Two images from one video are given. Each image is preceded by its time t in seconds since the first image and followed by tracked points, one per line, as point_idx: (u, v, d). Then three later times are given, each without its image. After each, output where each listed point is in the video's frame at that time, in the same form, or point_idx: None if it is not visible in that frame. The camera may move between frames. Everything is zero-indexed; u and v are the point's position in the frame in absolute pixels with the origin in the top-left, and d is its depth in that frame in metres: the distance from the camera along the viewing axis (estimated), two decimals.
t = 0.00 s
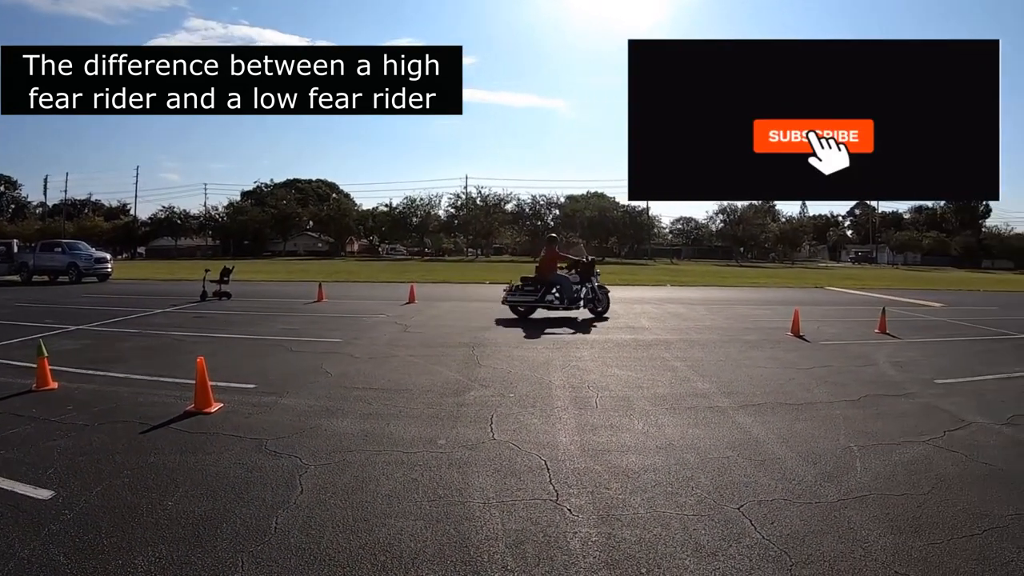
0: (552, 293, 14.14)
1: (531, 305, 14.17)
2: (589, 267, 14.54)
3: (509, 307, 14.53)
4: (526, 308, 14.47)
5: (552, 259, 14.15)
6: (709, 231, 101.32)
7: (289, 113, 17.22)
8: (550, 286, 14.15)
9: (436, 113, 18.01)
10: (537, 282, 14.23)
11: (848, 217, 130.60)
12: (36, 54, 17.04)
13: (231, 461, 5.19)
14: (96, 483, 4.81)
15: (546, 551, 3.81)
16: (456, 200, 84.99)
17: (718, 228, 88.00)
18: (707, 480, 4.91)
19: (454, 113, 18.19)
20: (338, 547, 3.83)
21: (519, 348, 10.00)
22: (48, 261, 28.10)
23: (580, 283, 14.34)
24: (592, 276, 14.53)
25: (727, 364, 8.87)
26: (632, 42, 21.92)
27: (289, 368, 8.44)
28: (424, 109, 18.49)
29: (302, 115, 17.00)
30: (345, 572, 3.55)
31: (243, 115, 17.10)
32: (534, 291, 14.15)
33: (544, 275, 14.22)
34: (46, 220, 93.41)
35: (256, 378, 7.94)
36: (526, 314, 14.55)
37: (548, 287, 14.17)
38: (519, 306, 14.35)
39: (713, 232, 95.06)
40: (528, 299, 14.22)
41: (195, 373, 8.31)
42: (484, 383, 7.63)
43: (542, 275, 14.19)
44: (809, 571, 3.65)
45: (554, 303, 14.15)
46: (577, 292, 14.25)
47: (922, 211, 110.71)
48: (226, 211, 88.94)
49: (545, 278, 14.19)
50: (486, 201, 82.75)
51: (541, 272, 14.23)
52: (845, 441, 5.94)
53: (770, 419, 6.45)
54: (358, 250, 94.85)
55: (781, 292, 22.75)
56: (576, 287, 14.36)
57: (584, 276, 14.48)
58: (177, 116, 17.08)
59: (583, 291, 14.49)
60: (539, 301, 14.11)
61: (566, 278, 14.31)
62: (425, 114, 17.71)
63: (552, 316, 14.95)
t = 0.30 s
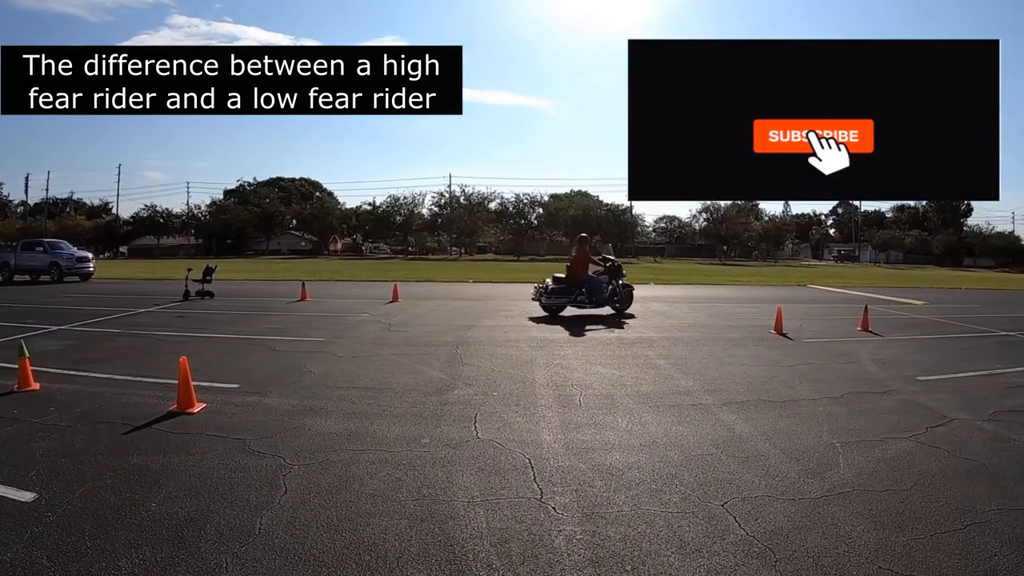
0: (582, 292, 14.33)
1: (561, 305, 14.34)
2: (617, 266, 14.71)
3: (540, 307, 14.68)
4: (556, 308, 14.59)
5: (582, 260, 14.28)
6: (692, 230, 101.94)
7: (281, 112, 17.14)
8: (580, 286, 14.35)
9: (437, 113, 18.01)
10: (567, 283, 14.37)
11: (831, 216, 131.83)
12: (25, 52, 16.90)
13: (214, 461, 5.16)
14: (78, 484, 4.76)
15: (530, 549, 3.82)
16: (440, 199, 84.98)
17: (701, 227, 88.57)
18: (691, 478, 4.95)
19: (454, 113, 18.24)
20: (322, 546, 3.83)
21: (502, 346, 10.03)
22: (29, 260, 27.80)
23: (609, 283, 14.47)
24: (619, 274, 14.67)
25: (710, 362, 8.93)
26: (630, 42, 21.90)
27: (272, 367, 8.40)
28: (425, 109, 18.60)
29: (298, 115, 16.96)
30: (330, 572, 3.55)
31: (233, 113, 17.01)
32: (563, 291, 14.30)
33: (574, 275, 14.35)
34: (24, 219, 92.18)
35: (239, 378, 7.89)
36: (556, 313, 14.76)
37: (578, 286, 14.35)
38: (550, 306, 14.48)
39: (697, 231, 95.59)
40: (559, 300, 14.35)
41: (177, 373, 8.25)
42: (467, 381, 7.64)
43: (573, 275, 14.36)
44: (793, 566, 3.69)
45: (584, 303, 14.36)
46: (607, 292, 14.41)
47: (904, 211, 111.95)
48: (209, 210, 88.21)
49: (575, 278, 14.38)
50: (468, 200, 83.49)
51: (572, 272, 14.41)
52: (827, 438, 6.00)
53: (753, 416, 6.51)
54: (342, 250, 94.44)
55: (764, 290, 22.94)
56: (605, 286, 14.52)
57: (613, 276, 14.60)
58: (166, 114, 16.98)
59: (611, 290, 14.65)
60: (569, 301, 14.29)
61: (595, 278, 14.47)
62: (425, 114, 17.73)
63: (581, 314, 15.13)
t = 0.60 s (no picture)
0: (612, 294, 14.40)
1: (591, 306, 14.49)
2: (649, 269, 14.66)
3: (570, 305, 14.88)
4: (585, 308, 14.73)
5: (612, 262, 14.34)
6: (682, 231, 102.31)
7: (279, 111, 17.07)
8: (610, 288, 14.45)
9: (437, 113, 17.97)
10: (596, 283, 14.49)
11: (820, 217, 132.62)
12: (20, 50, 16.77)
13: (205, 461, 5.15)
14: (68, 485, 4.74)
15: (521, 548, 3.84)
16: (430, 199, 84.94)
17: (691, 228, 88.92)
18: (681, 477, 4.97)
19: (454, 113, 18.22)
20: (313, 546, 3.83)
21: (492, 346, 10.03)
22: (17, 260, 27.59)
23: (641, 286, 14.47)
24: (652, 278, 14.63)
25: (700, 361, 8.97)
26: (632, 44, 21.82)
27: (262, 367, 8.37)
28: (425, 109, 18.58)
29: (297, 115, 16.89)
30: (321, 572, 3.55)
31: (230, 113, 16.94)
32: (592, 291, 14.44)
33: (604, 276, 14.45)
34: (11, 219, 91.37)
35: (229, 378, 7.87)
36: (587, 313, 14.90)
37: (608, 288, 14.48)
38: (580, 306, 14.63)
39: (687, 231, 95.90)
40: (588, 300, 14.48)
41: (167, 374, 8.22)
42: (457, 381, 7.65)
43: (604, 276, 14.47)
44: (784, 564, 3.72)
45: (614, 305, 14.47)
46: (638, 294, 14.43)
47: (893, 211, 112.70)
48: (198, 210, 87.73)
49: (607, 280, 14.50)
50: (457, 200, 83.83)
51: (604, 273, 14.54)
52: (816, 437, 6.04)
53: (742, 416, 6.54)
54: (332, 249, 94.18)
55: (753, 291, 23.07)
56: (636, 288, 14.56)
57: (645, 279, 14.57)
58: (164, 114, 16.89)
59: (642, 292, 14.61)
60: (599, 302, 14.42)
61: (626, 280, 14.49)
62: (425, 114, 17.70)
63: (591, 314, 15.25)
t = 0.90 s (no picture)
0: (645, 297, 14.38)
1: (624, 308, 14.59)
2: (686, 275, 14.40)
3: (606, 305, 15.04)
4: (620, 309, 14.82)
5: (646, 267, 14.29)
6: (667, 232, 102.79)
7: (278, 112, 16.99)
8: (644, 291, 14.42)
9: (437, 113, 17.94)
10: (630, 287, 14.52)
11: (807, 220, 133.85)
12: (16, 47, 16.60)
13: (189, 458, 5.14)
14: (51, 482, 4.71)
15: (504, 546, 3.87)
16: (418, 198, 84.82)
17: (677, 229, 89.37)
18: (664, 476, 5.02)
19: (454, 113, 18.20)
20: (297, 543, 3.84)
21: (477, 346, 10.06)
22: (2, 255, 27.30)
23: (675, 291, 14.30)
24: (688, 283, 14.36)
25: (684, 362, 9.04)
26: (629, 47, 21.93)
27: (248, 365, 8.35)
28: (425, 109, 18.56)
29: (297, 115, 16.81)
30: (306, 569, 3.56)
31: (229, 113, 16.86)
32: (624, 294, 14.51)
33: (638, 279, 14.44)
34: None
35: (214, 375, 7.85)
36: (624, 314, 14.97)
37: (642, 292, 14.44)
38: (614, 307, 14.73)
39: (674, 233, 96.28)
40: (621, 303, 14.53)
41: (151, 371, 8.18)
42: (443, 380, 7.67)
43: (639, 280, 14.46)
44: (765, 563, 3.77)
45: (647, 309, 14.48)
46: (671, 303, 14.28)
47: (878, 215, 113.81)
48: (185, 206, 87.02)
49: (641, 283, 14.46)
50: (444, 200, 83.95)
51: (638, 276, 14.49)
52: (799, 438, 6.12)
53: (725, 417, 6.61)
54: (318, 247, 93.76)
55: (739, 293, 23.23)
56: (671, 295, 14.41)
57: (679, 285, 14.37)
58: (163, 114, 16.81)
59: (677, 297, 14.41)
60: (632, 305, 14.48)
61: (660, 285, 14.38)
62: (425, 114, 17.67)
63: (576, 314, 15.31)
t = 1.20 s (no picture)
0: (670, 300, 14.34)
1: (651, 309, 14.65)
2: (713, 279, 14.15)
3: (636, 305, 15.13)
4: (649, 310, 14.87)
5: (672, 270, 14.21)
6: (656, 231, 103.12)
7: (279, 112, 16.92)
8: (671, 294, 14.37)
9: (437, 113, 17.89)
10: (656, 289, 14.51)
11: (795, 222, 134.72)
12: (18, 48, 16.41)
13: (177, 452, 5.13)
14: (38, 474, 4.69)
15: (491, 541, 3.89)
16: (408, 194, 84.65)
17: (667, 229, 89.68)
18: (651, 474, 5.06)
19: (454, 113, 18.17)
20: (285, 537, 3.85)
21: (465, 342, 10.07)
22: None
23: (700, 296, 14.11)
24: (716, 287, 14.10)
25: (671, 361, 9.10)
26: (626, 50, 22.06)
27: (236, 358, 8.33)
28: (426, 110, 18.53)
29: (298, 114, 16.72)
30: (294, 563, 3.57)
31: (230, 113, 16.76)
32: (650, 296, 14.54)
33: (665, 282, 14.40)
34: None
35: (202, 369, 7.82)
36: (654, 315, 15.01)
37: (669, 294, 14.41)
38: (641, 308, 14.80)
39: (662, 232, 96.51)
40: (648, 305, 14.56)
41: (138, 363, 8.14)
42: (431, 376, 7.68)
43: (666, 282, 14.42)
44: (751, 561, 3.81)
45: (673, 310, 14.46)
46: (698, 306, 14.20)
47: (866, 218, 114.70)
48: (173, 198, 86.39)
49: (669, 286, 14.41)
50: (433, 196, 83.93)
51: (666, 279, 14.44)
52: (784, 437, 6.18)
53: (712, 415, 6.66)
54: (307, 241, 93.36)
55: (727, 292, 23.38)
56: (698, 298, 14.38)
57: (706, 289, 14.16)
58: (165, 117, 16.72)
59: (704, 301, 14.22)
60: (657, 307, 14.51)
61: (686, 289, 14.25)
62: (425, 114, 17.63)
63: (566, 311, 15.35)
